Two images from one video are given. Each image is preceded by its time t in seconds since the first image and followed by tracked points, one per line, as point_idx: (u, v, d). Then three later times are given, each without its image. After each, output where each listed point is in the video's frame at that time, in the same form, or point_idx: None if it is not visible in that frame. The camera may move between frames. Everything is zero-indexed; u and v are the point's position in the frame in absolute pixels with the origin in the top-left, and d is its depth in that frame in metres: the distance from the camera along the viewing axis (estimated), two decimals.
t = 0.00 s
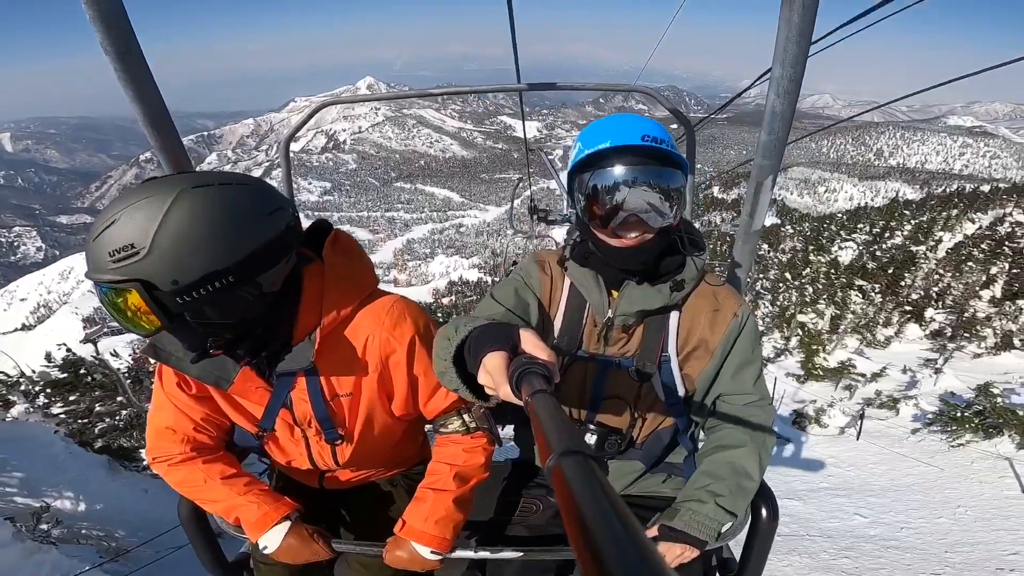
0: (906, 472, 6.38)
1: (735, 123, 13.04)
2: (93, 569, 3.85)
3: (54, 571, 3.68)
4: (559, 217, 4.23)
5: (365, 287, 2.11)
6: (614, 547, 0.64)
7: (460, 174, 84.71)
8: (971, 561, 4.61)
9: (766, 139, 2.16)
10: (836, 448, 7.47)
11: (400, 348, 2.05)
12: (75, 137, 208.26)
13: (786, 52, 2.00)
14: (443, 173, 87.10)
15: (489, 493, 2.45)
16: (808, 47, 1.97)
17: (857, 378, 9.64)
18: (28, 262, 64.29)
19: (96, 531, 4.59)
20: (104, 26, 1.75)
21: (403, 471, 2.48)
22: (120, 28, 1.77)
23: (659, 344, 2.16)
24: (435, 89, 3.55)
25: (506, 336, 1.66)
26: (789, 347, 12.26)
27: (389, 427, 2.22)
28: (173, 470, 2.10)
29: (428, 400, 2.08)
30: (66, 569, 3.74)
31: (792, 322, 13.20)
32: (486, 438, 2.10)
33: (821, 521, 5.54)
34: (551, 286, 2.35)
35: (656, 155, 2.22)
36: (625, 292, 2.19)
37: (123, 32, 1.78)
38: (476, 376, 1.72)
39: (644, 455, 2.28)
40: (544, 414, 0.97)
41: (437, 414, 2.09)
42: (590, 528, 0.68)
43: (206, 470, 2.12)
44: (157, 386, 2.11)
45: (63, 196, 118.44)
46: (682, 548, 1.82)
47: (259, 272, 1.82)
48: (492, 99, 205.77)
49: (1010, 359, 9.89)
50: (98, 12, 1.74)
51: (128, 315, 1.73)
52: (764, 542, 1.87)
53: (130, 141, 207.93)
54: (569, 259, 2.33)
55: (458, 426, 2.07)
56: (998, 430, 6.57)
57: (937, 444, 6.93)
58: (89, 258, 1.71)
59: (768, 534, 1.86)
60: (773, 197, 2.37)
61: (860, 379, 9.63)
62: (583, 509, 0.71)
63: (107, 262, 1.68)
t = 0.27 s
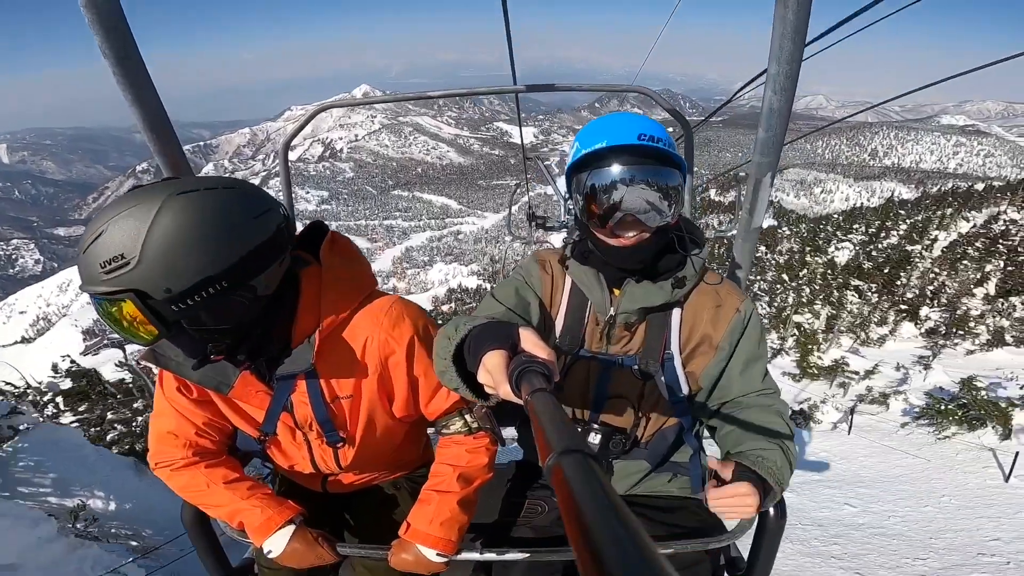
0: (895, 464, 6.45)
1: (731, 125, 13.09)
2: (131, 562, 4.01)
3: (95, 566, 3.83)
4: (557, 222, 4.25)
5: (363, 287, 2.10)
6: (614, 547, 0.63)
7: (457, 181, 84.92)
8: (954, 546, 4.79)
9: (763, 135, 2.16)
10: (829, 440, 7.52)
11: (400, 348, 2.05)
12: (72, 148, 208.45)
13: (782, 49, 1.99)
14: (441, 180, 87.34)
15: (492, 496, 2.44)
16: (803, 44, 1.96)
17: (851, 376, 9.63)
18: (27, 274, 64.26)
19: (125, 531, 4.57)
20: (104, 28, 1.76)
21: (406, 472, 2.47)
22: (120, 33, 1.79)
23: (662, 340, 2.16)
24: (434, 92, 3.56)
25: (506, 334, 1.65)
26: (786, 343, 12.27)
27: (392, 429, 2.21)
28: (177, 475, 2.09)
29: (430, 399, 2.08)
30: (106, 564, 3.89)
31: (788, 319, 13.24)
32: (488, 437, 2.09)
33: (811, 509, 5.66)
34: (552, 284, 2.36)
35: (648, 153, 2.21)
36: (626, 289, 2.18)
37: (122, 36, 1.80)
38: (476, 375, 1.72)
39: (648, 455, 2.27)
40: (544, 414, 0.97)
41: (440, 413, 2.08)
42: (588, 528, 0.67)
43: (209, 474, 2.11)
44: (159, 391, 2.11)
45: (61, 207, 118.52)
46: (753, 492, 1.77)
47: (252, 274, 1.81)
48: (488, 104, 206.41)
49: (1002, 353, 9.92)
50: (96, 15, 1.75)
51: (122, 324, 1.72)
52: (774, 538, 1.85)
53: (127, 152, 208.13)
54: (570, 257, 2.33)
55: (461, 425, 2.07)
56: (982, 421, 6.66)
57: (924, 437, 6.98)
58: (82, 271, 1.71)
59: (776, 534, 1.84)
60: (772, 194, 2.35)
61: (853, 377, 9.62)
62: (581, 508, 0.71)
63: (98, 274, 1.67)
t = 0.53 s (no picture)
0: (884, 452, 6.60)
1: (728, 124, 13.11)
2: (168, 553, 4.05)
3: (137, 557, 3.87)
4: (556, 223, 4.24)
5: (364, 287, 2.11)
6: (615, 548, 0.62)
7: (455, 183, 84.94)
8: (937, 530, 5.00)
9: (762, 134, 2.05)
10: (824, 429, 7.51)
11: (403, 347, 2.05)
12: (68, 155, 208.10)
13: (780, 46, 1.86)
14: (439, 182, 87.37)
15: (497, 497, 2.44)
16: (803, 40, 1.83)
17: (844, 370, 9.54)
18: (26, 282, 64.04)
19: (154, 527, 4.50)
20: (101, 31, 1.73)
21: (409, 474, 2.47)
22: (117, 37, 1.77)
23: (664, 336, 2.15)
24: (432, 93, 3.53)
25: (506, 334, 1.65)
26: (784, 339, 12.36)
27: (396, 430, 2.20)
28: (182, 478, 2.08)
29: (434, 398, 2.08)
30: (146, 555, 3.93)
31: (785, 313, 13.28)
32: (492, 436, 2.10)
33: (802, 495, 5.80)
34: (553, 284, 2.37)
35: (640, 152, 2.22)
36: (627, 287, 2.18)
37: (119, 39, 1.78)
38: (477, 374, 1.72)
39: (654, 453, 2.26)
40: (546, 413, 0.96)
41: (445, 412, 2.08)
42: (591, 527, 0.67)
43: (214, 478, 2.10)
44: (163, 394, 2.11)
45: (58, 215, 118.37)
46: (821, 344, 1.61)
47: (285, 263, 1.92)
48: (484, 106, 206.55)
49: (992, 347, 10.18)
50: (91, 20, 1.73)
51: (173, 330, 1.70)
52: (781, 535, 1.85)
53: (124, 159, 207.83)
54: (571, 258, 2.34)
55: (465, 424, 2.07)
56: (966, 410, 6.80)
57: (913, 426, 7.13)
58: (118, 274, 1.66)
59: (783, 530, 1.84)
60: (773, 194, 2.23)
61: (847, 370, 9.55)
62: (583, 507, 0.70)
63: (145, 275, 1.65)
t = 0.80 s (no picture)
0: (877, 440, 6.47)
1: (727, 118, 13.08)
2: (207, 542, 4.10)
3: (177, 546, 3.93)
4: (557, 221, 4.24)
5: (366, 288, 2.11)
6: (615, 548, 0.62)
7: (456, 181, 84.92)
8: (924, 512, 4.88)
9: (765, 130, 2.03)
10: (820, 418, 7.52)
11: (406, 347, 2.05)
12: (70, 160, 208.64)
13: (782, 43, 1.86)
14: (439, 181, 87.38)
15: (503, 496, 2.44)
16: (804, 36, 1.82)
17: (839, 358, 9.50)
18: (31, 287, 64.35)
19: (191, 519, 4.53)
20: (97, 33, 1.75)
21: (414, 474, 2.47)
22: (112, 38, 1.78)
23: (665, 334, 2.14)
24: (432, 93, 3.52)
25: (507, 334, 1.65)
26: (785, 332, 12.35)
27: (399, 431, 2.21)
28: (187, 480, 2.09)
29: (437, 398, 2.08)
30: (188, 544, 3.99)
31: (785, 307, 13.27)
32: (496, 436, 2.10)
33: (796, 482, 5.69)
34: (554, 283, 2.38)
35: (637, 151, 2.21)
36: (627, 286, 2.18)
37: (115, 42, 1.79)
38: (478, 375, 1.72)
39: (658, 451, 2.27)
40: (547, 414, 0.96)
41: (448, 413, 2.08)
42: (591, 529, 0.67)
43: (218, 480, 2.10)
44: (167, 398, 2.12)
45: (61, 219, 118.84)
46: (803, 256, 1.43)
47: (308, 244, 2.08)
48: (483, 104, 206.33)
49: (992, 334, 9.93)
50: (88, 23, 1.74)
51: (226, 294, 1.74)
52: (786, 534, 1.84)
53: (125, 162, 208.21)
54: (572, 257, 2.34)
55: (468, 425, 2.07)
56: (955, 398, 6.78)
57: (906, 414, 7.06)
58: (175, 244, 1.68)
59: (788, 530, 1.83)
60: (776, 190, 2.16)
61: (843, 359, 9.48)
62: (584, 508, 0.70)
63: (212, 240, 1.71)
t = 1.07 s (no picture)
0: (867, 429, 6.46)
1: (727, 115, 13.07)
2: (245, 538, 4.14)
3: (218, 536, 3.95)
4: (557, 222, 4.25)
5: (367, 289, 2.11)
6: (614, 548, 0.62)
7: (456, 181, 84.99)
8: (909, 497, 4.95)
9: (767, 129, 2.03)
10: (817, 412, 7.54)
11: (406, 348, 2.05)
12: (70, 163, 208.89)
13: (783, 42, 1.86)
14: (439, 181, 87.47)
15: (504, 496, 2.44)
16: (806, 35, 1.83)
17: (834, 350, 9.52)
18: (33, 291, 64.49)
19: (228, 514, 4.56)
20: (96, 35, 1.74)
21: (415, 475, 2.47)
22: (112, 42, 1.78)
23: (665, 332, 2.14)
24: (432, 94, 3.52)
25: (506, 336, 1.65)
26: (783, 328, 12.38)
27: (400, 432, 2.21)
28: (189, 482, 2.09)
29: (437, 398, 2.08)
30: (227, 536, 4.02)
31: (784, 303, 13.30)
32: (497, 436, 2.10)
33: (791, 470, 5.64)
34: (554, 283, 2.39)
35: (636, 151, 2.20)
36: (627, 286, 2.18)
37: (114, 44, 1.79)
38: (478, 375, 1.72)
39: (660, 451, 2.27)
40: (546, 415, 0.96)
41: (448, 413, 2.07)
42: (591, 529, 0.67)
43: (220, 481, 2.10)
44: (168, 399, 2.12)
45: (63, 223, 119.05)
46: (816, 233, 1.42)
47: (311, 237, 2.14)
48: (482, 104, 206.43)
49: (985, 328, 9.95)
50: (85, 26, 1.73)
51: (236, 285, 1.78)
52: (789, 533, 1.84)
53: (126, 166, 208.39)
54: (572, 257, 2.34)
55: (469, 425, 2.07)
56: (943, 389, 6.90)
57: (895, 405, 7.09)
58: (189, 230, 1.71)
59: (791, 528, 1.83)
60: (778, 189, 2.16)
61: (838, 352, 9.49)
62: (583, 509, 0.70)
63: (230, 226, 1.77)
